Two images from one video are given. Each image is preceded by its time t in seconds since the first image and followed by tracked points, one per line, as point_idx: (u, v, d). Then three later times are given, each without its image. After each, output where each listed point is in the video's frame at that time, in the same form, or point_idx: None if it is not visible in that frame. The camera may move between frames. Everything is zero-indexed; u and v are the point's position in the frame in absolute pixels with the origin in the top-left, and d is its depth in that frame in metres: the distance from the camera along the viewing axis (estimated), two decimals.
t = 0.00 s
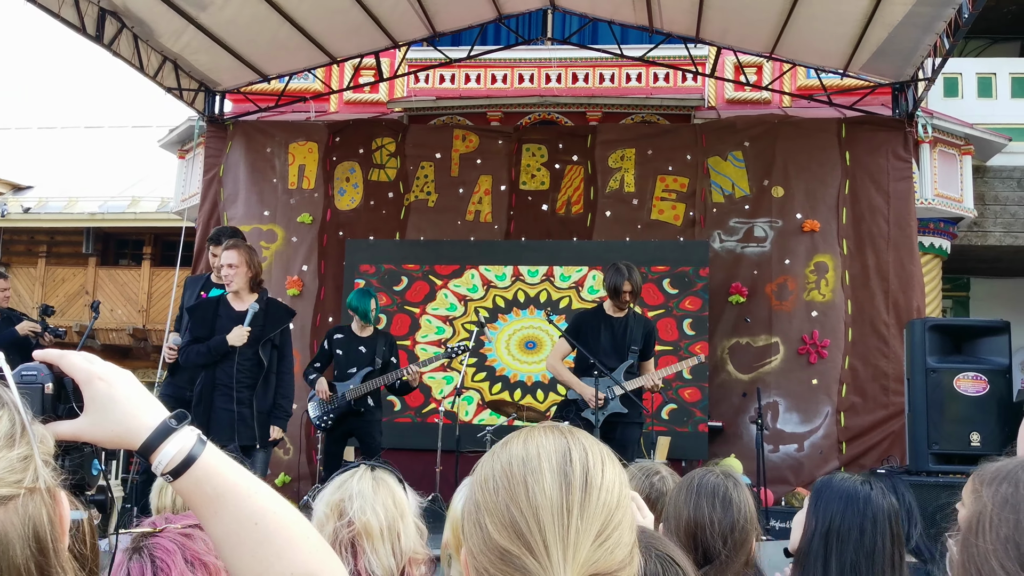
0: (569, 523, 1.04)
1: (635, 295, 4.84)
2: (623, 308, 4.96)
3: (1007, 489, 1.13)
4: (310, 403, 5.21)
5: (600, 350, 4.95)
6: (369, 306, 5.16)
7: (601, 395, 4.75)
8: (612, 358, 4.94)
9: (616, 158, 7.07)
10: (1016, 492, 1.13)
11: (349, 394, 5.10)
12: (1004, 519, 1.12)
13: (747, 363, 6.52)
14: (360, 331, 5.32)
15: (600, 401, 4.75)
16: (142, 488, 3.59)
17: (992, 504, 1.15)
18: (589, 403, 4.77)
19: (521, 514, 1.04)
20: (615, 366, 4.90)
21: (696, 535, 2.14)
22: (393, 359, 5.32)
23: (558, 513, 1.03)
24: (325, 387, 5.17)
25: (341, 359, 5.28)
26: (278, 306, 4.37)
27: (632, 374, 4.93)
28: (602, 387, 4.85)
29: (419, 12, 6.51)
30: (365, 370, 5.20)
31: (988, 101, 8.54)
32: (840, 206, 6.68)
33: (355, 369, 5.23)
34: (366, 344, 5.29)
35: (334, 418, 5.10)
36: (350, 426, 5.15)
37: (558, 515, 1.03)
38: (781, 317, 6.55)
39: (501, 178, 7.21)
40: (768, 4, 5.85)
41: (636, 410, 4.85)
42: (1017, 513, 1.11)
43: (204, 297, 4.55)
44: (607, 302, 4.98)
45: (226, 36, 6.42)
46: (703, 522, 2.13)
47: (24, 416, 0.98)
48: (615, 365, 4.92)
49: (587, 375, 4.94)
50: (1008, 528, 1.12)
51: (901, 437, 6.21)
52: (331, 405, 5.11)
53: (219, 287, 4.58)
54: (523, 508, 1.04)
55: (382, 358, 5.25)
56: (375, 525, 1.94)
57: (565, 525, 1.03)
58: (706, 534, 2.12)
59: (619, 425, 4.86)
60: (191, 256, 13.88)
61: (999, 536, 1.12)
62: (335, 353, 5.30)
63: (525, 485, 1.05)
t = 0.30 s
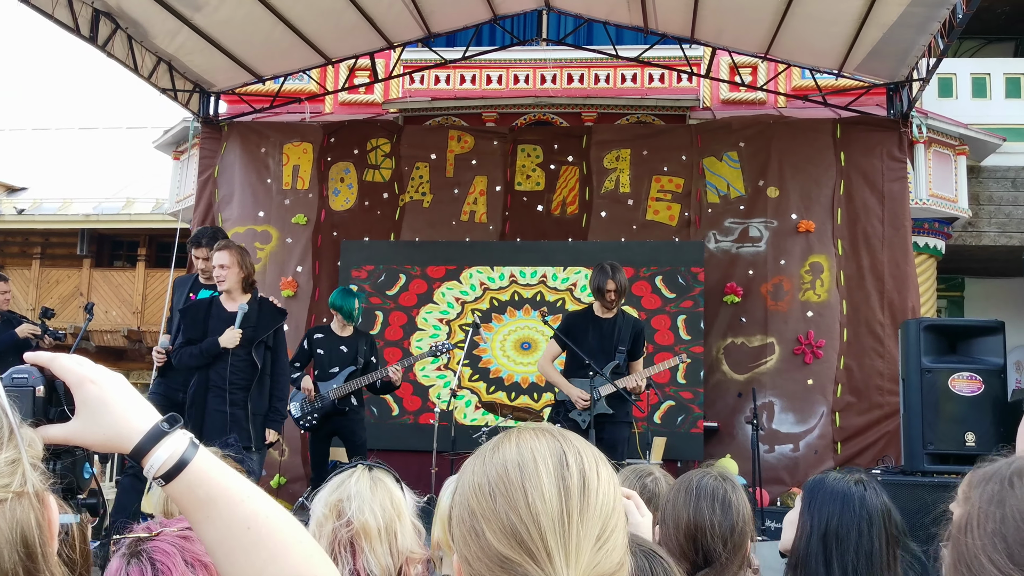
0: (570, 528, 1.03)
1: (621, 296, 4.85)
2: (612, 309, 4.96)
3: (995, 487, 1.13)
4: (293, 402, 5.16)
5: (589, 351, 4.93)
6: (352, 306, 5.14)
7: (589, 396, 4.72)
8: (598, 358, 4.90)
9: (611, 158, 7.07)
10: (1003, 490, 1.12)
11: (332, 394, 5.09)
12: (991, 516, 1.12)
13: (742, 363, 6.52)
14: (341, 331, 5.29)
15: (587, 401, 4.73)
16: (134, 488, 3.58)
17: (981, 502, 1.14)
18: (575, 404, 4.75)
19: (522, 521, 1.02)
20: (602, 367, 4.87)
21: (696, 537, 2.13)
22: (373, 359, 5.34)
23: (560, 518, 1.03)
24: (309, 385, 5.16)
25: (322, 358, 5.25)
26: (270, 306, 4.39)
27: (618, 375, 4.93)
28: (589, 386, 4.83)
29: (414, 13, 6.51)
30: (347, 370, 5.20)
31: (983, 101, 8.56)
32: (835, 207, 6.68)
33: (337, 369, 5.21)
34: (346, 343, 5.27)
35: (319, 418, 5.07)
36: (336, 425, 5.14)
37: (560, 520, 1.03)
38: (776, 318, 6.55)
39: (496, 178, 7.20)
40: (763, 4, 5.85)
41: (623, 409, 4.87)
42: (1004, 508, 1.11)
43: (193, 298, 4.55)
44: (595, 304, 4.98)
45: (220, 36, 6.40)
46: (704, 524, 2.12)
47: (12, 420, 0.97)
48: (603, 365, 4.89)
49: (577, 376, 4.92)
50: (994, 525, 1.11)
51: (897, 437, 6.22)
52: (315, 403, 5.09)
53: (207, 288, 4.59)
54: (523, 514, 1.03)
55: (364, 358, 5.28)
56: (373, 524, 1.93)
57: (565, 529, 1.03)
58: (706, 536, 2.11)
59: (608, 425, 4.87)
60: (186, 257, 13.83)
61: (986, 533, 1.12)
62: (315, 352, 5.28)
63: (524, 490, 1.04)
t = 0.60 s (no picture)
0: (563, 532, 1.03)
1: (602, 299, 4.83)
2: (595, 312, 4.95)
3: (999, 490, 1.14)
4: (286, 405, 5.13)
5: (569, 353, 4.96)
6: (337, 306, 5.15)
7: (569, 397, 4.74)
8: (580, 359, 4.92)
9: (609, 160, 7.07)
10: (1006, 494, 1.13)
11: (325, 396, 5.07)
12: (995, 521, 1.13)
13: (740, 364, 6.52)
14: (329, 333, 5.31)
15: (567, 402, 4.76)
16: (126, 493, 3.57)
17: (984, 508, 1.15)
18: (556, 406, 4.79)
19: (514, 529, 1.02)
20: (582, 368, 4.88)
21: (704, 544, 2.09)
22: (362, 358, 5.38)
23: (552, 523, 1.03)
24: (301, 387, 5.12)
25: (311, 361, 5.26)
26: (264, 309, 4.37)
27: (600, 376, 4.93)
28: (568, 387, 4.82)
29: (411, 15, 6.50)
30: (337, 371, 5.19)
31: (980, 102, 8.57)
32: (832, 208, 6.69)
33: (327, 370, 5.21)
34: (335, 345, 5.29)
35: (313, 422, 5.02)
36: (329, 426, 5.13)
37: (552, 525, 1.03)
38: (774, 319, 6.55)
39: (494, 179, 7.20)
40: (760, 5, 5.85)
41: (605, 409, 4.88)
42: (1008, 514, 1.12)
43: (169, 305, 4.36)
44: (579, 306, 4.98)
45: (217, 39, 6.39)
46: (712, 531, 2.09)
47: (9, 429, 1.04)
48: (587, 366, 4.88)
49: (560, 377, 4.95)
50: (999, 530, 1.12)
51: (895, 437, 6.22)
52: (307, 408, 5.04)
53: (183, 291, 4.39)
54: (515, 522, 1.02)
55: (354, 359, 5.30)
56: (377, 524, 1.93)
57: (557, 535, 1.03)
58: (714, 543, 2.08)
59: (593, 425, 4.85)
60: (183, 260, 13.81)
61: (991, 539, 1.12)
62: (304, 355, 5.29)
63: (514, 497, 1.03)
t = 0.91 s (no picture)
0: (555, 535, 1.03)
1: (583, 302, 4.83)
2: (575, 314, 4.95)
3: (982, 493, 1.07)
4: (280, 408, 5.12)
5: (550, 355, 4.98)
6: (327, 308, 5.14)
7: (552, 397, 4.77)
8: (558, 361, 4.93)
9: (605, 161, 7.07)
10: (989, 496, 1.05)
11: (320, 398, 5.09)
12: (977, 524, 1.04)
13: (737, 364, 6.52)
14: (319, 336, 5.30)
15: (550, 403, 4.78)
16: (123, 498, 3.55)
17: (967, 512, 1.07)
18: (538, 406, 4.81)
19: (507, 533, 1.02)
20: (563, 369, 4.90)
21: (704, 545, 2.08)
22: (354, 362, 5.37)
23: (544, 526, 1.03)
24: (296, 392, 5.11)
25: (303, 364, 5.23)
26: (262, 315, 4.36)
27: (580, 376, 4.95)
28: (548, 388, 4.87)
29: (407, 17, 6.50)
30: (331, 374, 5.19)
31: (976, 102, 8.58)
32: (828, 208, 6.69)
33: (320, 374, 5.20)
34: (326, 348, 5.27)
35: (309, 426, 5.03)
36: (321, 429, 5.11)
37: (545, 528, 1.03)
38: (771, 319, 6.54)
39: (490, 181, 7.20)
40: (756, 6, 5.85)
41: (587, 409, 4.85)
42: (991, 515, 1.03)
43: (132, 297, 4.23)
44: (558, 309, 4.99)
45: (213, 42, 6.38)
46: (711, 532, 2.09)
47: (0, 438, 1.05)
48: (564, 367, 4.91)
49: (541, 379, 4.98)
50: (982, 532, 1.04)
51: (892, 438, 6.22)
52: (301, 412, 5.05)
53: (145, 282, 4.27)
54: (507, 526, 1.02)
55: (347, 361, 5.31)
56: (375, 528, 1.91)
57: (549, 538, 1.03)
58: (713, 544, 2.08)
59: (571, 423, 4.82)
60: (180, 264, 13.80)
61: (973, 541, 1.04)
62: (297, 359, 5.24)
63: (505, 501, 1.03)
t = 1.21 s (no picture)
0: (558, 542, 1.03)
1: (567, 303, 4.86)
2: (560, 316, 4.95)
3: (960, 500, 1.04)
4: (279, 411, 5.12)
5: (537, 357, 4.96)
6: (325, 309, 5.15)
7: (540, 398, 4.76)
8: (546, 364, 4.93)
9: (602, 163, 7.08)
10: (968, 504, 1.03)
11: (319, 401, 5.08)
12: (956, 532, 1.02)
13: (734, 366, 6.52)
14: (317, 339, 5.28)
15: (538, 405, 4.77)
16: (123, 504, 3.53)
17: (946, 519, 1.05)
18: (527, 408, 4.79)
19: (510, 540, 1.02)
20: (551, 372, 4.89)
21: (703, 546, 2.08)
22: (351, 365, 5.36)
23: (547, 532, 1.03)
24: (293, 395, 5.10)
25: (301, 367, 5.21)
26: (266, 323, 4.32)
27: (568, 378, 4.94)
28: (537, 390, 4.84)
29: (403, 19, 6.50)
30: (328, 377, 5.18)
31: (971, 102, 8.59)
32: (825, 209, 6.70)
33: (318, 377, 5.19)
34: (324, 351, 5.26)
35: (307, 430, 5.02)
36: (316, 432, 5.10)
37: (547, 534, 1.03)
38: (768, 321, 6.55)
39: (486, 183, 7.20)
40: (752, 7, 5.86)
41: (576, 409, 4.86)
42: (969, 524, 1.01)
43: (110, 298, 4.15)
44: (542, 312, 4.98)
45: (209, 45, 6.38)
46: (710, 532, 2.09)
47: None
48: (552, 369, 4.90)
49: (529, 382, 4.95)
50: (961, 541, 1.01)
51: (890, 438, 6.22)
52: (300, 415, 5.04)
53: (122, 282, 4.21)
54: (510, 533, 1.02)
55: (343, 364, 5.30)
56: (382, 523, 1.84)
57: (552, 545, 1.03)
58: (712, 544, 2.09)
59: (561, 425, 4.82)
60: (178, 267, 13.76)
61: (953, 549, 1.01)
62: (293, 363, 5.23)
63: (508, 508, 1.03)
